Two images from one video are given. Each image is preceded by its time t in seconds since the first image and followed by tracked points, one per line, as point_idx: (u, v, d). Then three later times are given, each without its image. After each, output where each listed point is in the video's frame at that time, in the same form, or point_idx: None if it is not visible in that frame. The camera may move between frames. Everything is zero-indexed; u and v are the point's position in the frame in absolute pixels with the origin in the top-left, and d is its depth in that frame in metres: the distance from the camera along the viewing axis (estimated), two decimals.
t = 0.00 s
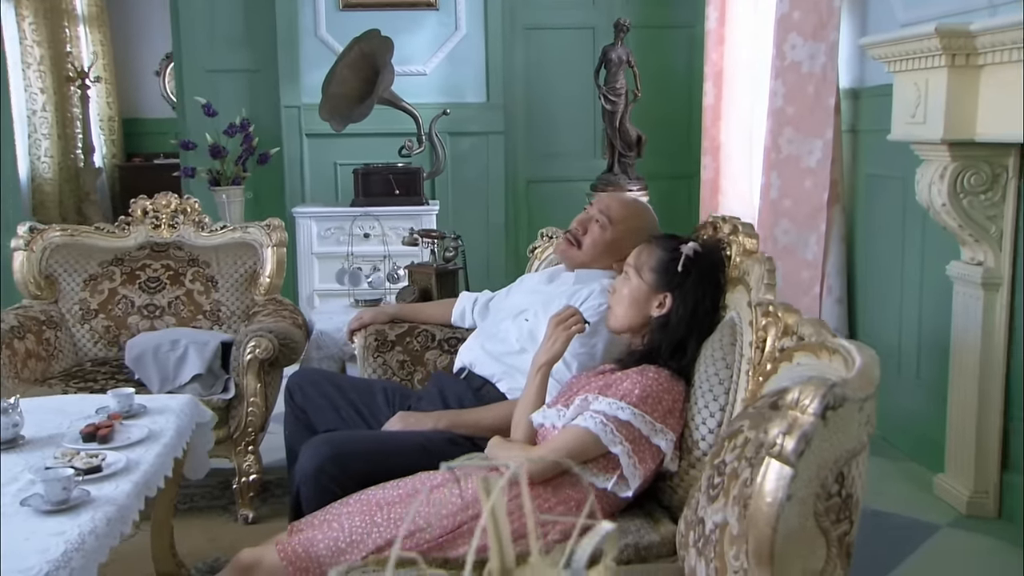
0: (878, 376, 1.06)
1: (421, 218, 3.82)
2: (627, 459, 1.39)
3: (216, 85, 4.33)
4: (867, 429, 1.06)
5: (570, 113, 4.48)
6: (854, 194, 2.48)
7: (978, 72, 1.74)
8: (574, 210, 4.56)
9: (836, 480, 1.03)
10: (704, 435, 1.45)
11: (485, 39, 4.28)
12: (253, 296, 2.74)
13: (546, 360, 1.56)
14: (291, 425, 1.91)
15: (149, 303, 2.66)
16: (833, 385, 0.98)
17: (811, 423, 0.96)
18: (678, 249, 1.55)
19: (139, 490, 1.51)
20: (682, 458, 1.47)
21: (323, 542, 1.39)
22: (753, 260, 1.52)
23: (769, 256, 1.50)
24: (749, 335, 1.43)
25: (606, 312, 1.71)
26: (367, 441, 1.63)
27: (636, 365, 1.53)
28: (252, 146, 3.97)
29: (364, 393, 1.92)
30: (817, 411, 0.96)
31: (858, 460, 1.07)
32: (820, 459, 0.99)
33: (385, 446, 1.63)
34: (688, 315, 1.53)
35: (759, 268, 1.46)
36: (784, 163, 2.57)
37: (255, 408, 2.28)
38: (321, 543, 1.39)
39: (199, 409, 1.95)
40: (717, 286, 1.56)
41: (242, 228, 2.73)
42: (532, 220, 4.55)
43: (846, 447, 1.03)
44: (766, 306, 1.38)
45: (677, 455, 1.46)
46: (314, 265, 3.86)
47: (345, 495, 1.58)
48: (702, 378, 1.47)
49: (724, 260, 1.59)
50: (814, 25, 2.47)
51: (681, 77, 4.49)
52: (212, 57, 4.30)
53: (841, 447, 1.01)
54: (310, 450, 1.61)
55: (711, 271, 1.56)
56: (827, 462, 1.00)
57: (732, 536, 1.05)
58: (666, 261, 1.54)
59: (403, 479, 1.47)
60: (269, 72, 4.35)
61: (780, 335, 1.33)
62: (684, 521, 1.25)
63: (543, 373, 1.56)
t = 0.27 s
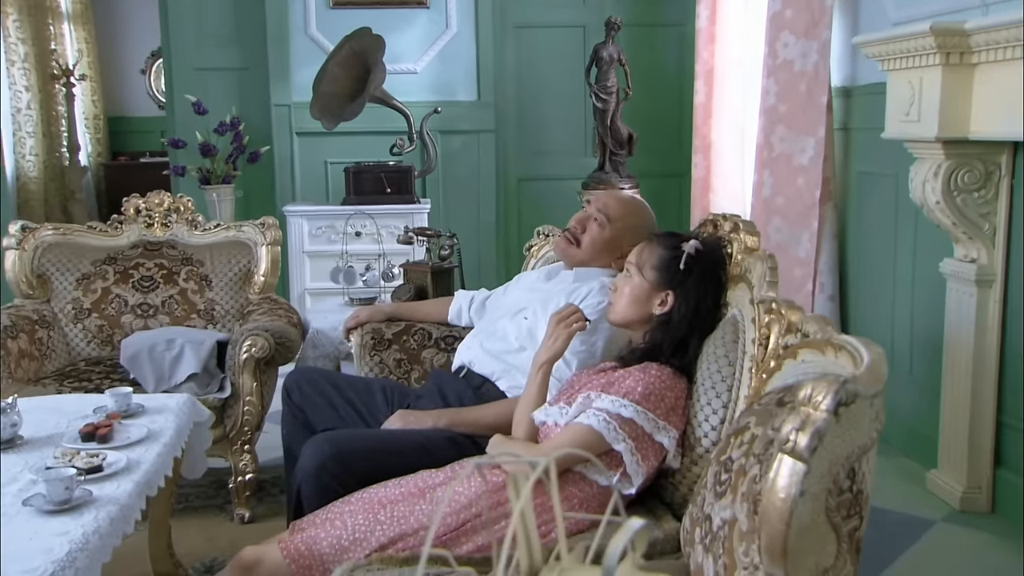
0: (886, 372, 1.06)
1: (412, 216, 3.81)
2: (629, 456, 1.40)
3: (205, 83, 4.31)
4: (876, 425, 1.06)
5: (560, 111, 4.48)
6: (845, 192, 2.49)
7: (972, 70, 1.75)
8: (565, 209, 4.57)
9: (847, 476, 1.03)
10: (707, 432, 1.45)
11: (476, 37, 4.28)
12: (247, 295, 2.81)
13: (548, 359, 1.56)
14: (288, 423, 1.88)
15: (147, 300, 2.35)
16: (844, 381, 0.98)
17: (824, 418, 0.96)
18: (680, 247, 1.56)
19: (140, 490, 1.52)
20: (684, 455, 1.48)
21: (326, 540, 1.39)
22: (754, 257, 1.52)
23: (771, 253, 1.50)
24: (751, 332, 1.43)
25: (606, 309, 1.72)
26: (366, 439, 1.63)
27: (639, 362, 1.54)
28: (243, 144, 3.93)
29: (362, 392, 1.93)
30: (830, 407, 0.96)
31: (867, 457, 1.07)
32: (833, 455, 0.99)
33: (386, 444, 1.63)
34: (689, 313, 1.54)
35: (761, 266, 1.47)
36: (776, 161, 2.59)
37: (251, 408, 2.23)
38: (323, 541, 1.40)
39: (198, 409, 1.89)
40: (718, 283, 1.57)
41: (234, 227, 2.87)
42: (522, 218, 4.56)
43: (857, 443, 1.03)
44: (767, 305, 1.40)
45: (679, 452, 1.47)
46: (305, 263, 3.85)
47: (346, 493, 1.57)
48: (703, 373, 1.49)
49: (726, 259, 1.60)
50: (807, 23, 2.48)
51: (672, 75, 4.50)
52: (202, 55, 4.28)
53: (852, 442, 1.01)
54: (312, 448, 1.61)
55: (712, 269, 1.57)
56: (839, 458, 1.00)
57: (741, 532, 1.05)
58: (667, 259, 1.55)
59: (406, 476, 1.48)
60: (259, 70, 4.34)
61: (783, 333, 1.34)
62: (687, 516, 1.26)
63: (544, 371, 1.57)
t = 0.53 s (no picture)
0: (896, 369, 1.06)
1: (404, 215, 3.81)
2: (633, 454, 1.39)
3: (194, 81, 4.29)
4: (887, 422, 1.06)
5: (551, 109, 4.48)
6: (837, 190, 2.50)
7: (966, 68, 1.77)
8: (556, 207, 4.56)
9: (859, 472, 1.03)
10: (710, 428, 1.46)
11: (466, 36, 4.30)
12: (242, 294, 2.73)
13: (549, 357, 1.57)
14: (286, 422, 1.89)
15: (136, 300, 2.62)
16: (857, 378, 0.98)
17: (838, 415, 0.96)
18: (681, 245, 1.56)
19: (143, 489, 1.50)
20: (687, 452, 1.49)
21: (329, 540, 1.40)
22: (756, 255, 1.53)
23: (773, 251, 1.50)
24: (755, 329, 1.44)
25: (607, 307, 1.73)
26: (367, 438, 1.63)
27: (641, 360, 1.55)
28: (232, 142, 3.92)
29: (361, 391, 1.93)
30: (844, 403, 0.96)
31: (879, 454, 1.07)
32: (846, 452, 0.99)
33: (388, 443, 1.63)
34: (691, 311, 1.55)
35: (763, 263, 1.47)
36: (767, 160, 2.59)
37: (248, 407, 2.29)
38: (327, 540, 1.40)
39: (194, 408, 1.95)
40: (718, 281, 1.58)
41: (229, 226, 2.76)
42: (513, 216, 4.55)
43: (869, 439, 1.03)
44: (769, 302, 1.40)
45: (682, 449, 1.48)
46: (296, 262, 3.84)
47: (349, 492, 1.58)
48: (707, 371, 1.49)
49: (728, 257, 1.60)
50: (798, 22, 2.49)
51: (662, 74, 4.51)
52: (190, 53, 4.26)
53: (864, 439, 1.02)
54: (313, 447, 1.60)
55: (714, 267, 1.57)
56: (852, 454, 1.00)
57: (751, 528, 1.05)
58: (669, 257, 1.55)
59: (409, 475, 1.48)
60: (248, 68, 4.32)
61: (788, 329, 1.34)
62: (693, 512, 1.26)
63: (546, 369, 1.56)
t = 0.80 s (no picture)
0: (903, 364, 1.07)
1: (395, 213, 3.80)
2: (637, 451, 1.39)
3: (183, 78, 4.27)
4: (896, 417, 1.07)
5: (541, 107, 4.48)
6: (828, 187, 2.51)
7: (959, 67, 1.78)
8: (547, 205, 4.57)
9: (869, 467, 1.03)
10: (711, 425, 1.47)
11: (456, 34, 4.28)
12: (235, 293, 2.81)
13: (549, 355, 1.57)
14: (284, 421, 1.89)
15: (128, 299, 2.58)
16: (869, 373, 0.98)
17: (850, 410, 0.96)
18: (682, 243, 1.56)
19: (143, 489, 1.54)
20: (689, 449, 1.50)
21: (332, 538, 1.40)
22: (757, 252, 1.53)
23: (774, 248, 1.51)
24: (756, 326, 1.44)
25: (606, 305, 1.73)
26: (367, 437, 1.62)
27: (643, 357, 1.55)
28: (222, 141, 3.94)
29: (359, 389, 1.93)
30: (855, 399, 0.96)
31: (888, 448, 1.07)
32: (858, 447, 1.00)
33: (390, 441, 1.63)
34: (691, 308, 1.55)
35: (764, 260, 1.48)
36: (759, 157, 2.60)
37: (242, 405, 2.35)
38: (331, 538, 1.40)
39: (191, 408, 1.96)
40: (719, 277, 1.58)
41: (221, 225, 2.85)
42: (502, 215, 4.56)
43: (879, 434, 1.03)
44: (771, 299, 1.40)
45: (684, 445, 1.48)
46: (287, 261, 3.83)
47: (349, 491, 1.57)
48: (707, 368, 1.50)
49: (728, 254, 1.61)
50: (790, 21, 2.50)
51: (652, 72, 4.51)
52: (179, 51, 4.24)
53: (875, 434, 1.02)
54: (314, 446, 1.60)
55: (714, 264, 1.57)
56: (863, 449, 1.01)
57: (759, 524, 1.05)
58: (669, 255, 1.56)
59: (411, 472, 1.48)
60: (238, 66, 4.30)
61: (791, 326, 1.34)
62: (697, 509, 1.27)
63: (547, 367, 1.56)
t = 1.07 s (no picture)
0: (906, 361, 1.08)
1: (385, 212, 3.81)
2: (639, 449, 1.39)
3: (171, 78, 4.26)
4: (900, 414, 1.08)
5: (531, 106, 4.48)
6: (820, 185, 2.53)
7: (950, 66, 1.79)
8: (537, 204, 4.57)
9: (877, 463, 1.04)
10: (712, 424, 1.47)
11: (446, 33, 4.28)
12: (229, 293, 2.69)
13: (548, 354, 1.57)
14: (280, 422, 1.89)
15: (121, 299, 2.63)
16: (877, 370, 0.99)
17: (859, 408, 0.97)
18: (682, 241, 1.57)
19: (144, 488, 1.49)
20: (689, 447, 1.50)
21: (333, 537, 1.40)
22: (757, 250, 1.53)
23: (774, 246, 1.51)
24: (757, 324, 1.45)
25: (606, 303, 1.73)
26: (367, 437, 1.62)
27: (643, 356, 1.56)
28: (212, 140, 3.89)
29: (356, 388, 1.92)
30: (864, 396, 0.97)
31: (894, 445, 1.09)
32: (866, 443, 1.01)
33: (390, 441, 1.63)
34: (692, 306, 1.56)
35: (765, 259, 1.48)
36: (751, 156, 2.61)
37: (237, 405, 2.27)
38: (332, 538, 1.40)
39: (187, 407, 1.92)
40: (719, 276, 1.58)
41: (215, 223, 2.70)
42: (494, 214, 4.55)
43: (886, 431, 1.04)
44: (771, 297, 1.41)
45: (685, 443, 1.49)
46: (277, 260, 3.82)
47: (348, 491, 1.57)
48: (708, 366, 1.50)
49: (728, 253, 1.62)
50: (780, 20, 2.51)
51: (641, 71, 4.52)
52: (167, 50, 4.23)
53: (881, 430, 1.03)
54: (313, 446, 1.60)
55: (713, 263, 1.58)
56: (871, 445, 1.02)
57: (764, 521, 1.06)
58: (669, 253, 1.56)
59: (412, 472, 1.48)
60: (227, 65, 4.29)
61: (792, 324, 1.35)
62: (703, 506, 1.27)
63: (546, 365, 1.56)
